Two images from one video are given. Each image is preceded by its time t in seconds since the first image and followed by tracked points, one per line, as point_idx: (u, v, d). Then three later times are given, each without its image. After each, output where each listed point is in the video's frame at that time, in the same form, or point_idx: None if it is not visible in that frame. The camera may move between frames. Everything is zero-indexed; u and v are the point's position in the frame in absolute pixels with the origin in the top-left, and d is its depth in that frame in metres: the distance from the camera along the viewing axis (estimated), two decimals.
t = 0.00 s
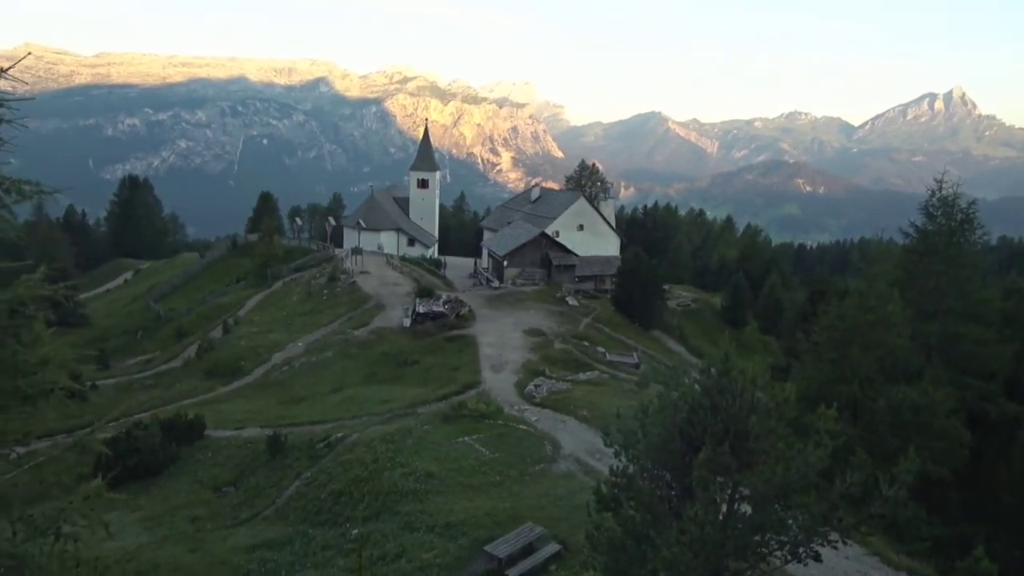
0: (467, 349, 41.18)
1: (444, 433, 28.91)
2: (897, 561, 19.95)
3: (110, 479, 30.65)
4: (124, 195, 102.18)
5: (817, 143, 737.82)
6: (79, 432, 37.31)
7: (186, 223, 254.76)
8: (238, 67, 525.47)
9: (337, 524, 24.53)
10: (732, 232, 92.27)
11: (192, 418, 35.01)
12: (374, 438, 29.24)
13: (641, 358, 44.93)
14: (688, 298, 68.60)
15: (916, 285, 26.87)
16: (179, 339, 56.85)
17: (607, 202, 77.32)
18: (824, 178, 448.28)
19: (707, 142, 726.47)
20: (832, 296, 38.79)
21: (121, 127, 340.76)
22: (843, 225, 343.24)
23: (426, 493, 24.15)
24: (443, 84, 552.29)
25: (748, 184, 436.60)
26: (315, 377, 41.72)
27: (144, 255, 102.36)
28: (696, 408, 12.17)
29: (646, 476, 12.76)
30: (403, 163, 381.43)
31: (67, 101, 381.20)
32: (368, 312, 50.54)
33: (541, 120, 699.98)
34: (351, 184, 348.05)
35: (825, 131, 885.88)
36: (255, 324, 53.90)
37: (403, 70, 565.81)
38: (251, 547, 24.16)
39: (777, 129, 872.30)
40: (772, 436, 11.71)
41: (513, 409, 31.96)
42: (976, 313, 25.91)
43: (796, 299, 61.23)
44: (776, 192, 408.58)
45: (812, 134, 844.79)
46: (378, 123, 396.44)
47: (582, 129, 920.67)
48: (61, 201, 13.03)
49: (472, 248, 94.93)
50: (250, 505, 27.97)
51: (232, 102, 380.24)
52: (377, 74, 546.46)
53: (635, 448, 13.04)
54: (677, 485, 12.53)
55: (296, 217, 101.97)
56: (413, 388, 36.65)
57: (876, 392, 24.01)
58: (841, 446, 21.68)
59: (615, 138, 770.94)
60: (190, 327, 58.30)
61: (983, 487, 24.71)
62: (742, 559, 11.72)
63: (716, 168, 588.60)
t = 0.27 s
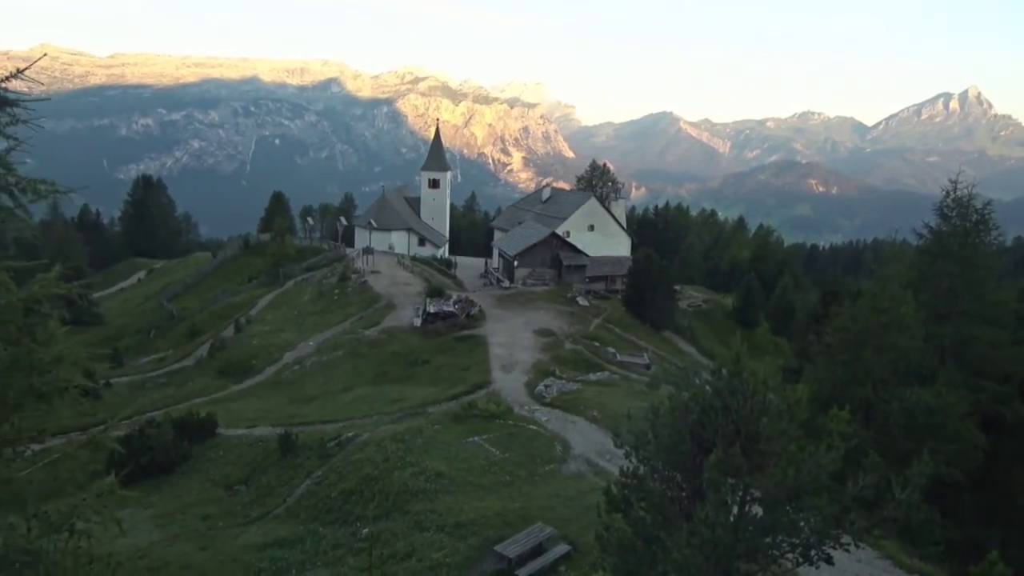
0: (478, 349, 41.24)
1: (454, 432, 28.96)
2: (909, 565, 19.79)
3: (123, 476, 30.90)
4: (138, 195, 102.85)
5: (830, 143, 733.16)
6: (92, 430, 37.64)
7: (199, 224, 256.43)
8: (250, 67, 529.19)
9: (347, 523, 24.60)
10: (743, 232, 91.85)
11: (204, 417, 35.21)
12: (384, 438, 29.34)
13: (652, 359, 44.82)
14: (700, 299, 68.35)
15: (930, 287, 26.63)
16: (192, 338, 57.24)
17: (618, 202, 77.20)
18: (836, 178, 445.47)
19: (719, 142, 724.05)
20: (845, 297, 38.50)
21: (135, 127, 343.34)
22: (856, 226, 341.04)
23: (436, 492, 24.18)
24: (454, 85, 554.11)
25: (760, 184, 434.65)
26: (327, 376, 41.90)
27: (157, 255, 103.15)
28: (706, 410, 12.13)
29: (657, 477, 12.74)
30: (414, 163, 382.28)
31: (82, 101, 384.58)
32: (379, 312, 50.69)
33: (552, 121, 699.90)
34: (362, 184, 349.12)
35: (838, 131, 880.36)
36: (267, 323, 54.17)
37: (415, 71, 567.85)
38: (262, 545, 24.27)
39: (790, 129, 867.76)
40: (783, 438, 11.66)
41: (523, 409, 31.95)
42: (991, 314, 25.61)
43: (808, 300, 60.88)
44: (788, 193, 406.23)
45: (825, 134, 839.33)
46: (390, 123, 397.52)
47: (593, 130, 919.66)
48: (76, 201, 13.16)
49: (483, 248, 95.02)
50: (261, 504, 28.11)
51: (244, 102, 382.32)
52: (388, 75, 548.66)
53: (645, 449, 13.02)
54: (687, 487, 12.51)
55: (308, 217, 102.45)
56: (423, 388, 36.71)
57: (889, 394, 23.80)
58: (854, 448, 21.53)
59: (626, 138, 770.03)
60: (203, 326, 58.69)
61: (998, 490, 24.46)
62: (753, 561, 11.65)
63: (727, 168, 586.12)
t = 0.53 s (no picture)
0: (491, 349, 41.28)
1: (468, 432, 29.02)
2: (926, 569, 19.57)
3: (140, 472, 31.22)
4: (156, 194, 103.77)
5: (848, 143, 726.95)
6: (111, 427, 38.07)
7: (216, 223, 258.55)
8: (267, 68, 533.01)
9: (361, 521, 24.70)
10: (760, 233, 91.26)
11: (220, 415, 35.49)
12: (398, 437, 29.45)
13: (667, 360, 44.63)
14: (715, 300, 67.98)
15: (949, 289, 26.31)
16: (208, 336, 57.71)
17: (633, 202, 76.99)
18: (854, 178, 441.49)
19: (735, 142, 719.96)
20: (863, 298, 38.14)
21: (153, 127, 346.73)
22: (874, 227, 337.90)
23: (449, 492, 24.23)
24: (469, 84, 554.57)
25: (777, 185, 431.63)
26: (341, 375, 42.10)
27: (175, 254, 104.17)
28: (721, 411, 12.08)
29: (671, 478, 12.72)
30: (429, 163, 383.12)
31: (101, 101, 388.94)
32: (393, 311, 50.85)
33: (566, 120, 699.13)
34: (377, 184, 350.40)
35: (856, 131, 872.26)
36: (283, 322, 54.52)
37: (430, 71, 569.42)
38: (277, 542, 24.42)
39: (806, 129, 861.22)
40: (798, 441, 11.57)
41: (536, 409, 31.93)
42: (1012, 317, 25.24)
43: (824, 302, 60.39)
44: (805, 193, 403.02)
45: (842, 134, 832.28)
46: (405, 123, 398.75)
47: (608, 130, 917.57)
48: (96, 200, 13.29)
49: (498, 248, 95.10)
50: (276, 501, 28.29)
51: (261, 103, 384.97)
52: (403, 75, 550.37)
53: (659, 450, 12.99)
54: (702, 489, 12.46)
55: (324, 216, 103.01)
56: (437, 388, 36.78)
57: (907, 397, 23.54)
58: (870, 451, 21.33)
59: (641, 138, 767.67)
60: (219, 324, 59.17)
61: (1018, 495, 24.11)
62: (767, 564, 11.57)
63: (743, 168, 582.73)
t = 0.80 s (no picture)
0: (502, 348, 41.31)
1: (478, 432, 29.05)
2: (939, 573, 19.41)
3: (152, 470, 31.46)
4: (169, 194, 104.49)
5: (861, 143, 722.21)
6: (124, 425, 38.38)
7: (229, 223, 260.11)
8: (279, 68, 535.93)
9: (372, 520, 24.76)
10: (772, 234, 90.81)
11: (232, 413, 35.69)
12: (409, 436, 29.52)
13: (678, 361, 44.48)
14: (726, 300, 67.70)
15: (963, 290, 26.07)
16: (220, 335, 58.05)
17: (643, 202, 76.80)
18: (867, 178, 438.51)
19: (747, 142, 716.86)
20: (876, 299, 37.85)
21: (167, 127, 349.31)
22: (888, 227, 335.59)
23: (460, 491, 24.24)
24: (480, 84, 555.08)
25: (789, 185, 429.28)
26: (352, 374, 42.24)
27: (188, 253, 104.89)
28: (732, 413, 12.04)
29: (681, 480, 12.69)
30: (440, 163, 383.75)
31: (116, 101, 392.13)
32: (404, 311, 50.98)
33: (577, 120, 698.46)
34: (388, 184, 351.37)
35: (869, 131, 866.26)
36: (294, 321, 54.78)
37: (441, 71, 570.39)
38: (288, 541, 24.53)
39: (819, 129, 856.16)
40: (810, 443, 11.49)
41: (547, 409, 31.92)
42: None
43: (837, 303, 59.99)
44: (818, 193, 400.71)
45: (855, 134, 826.54)
46: (416, 123, 399.67)
47: (619, 130, 915.73)
48: (111, 200, 13.40)
49: (508, 248, 95.13)
50: (287, 500, 28.41)
51: (273, 103, 386.89)
52: (415, 75, 551.61)
53: (670, 451, 12.96)
54: (712, 490, 12.41)
55: (335, 216, 103.41)
56: (447, 387, 36.83)
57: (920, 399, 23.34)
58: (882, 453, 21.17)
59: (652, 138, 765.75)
60: (231, 323, 59.54)
61: None
62: (778, 566, 11.51)
63: (755, 168, 579.99)
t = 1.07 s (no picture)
0: (514, 348, 41.35)
1: (490, 432, 29.08)
2: None
3: (167, 467, 31.72)
4: (185, 194, 105.39)
5: (877, 143, 716.16)
6: (139, 422, 38.74)
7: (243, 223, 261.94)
8: (294, 69, 538.84)
9: (384, 519, 24.81)
10: (786, 234, 90.23)
11: (246, 411, 35.92)
12: (421, 436, 29.59)
13: (691, 362, 44.30)
14: (740, 301, 67.33)
15: (981, 292, 25.80)
16: (235, 334, 58.47)
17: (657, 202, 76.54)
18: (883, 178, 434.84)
19: (761, 142, 712.79)
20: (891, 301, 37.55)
21: (182, 128, 352.23)
22: (903, 228, 332.62)
23: (472, 491, 24.26)
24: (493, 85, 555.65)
25: (803, 185, 426.31)
26: (364, 373, 42.40)
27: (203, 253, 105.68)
28: (745, 414, 11.99)
29: (694, 482, 12.66)
30: (453, 163, 384.37)
31: (132, 101, 395.75)
32: (416, 311, 51.11)
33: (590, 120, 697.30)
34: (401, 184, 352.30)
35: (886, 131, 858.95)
36: (307, 320, 55.07)
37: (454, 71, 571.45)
38: (301, 539, 24.64)
39: (834, 129, 850.14)
40: (825, 445, 11.41)
41: (559, 409, 31.90)
42: None
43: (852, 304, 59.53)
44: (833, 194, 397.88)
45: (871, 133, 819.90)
46: (430, 123, 400.53)
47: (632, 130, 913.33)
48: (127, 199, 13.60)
49: (521, 249, 95.13)
50: (300, 498, 28.54)
51: (288, 103, 388.99)
52: (428, 75, 553.12)
53: (682, 453, 12.93)
54: (725, 492, 12.35)
55: (348, 216, 103.86)
56: (459, 387, 36.89)
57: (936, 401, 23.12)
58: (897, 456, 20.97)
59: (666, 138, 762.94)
60: (245, 322, 59.95)
61: None
62: (792, 569, 11.43)
63: (769, 168, 576.64)
